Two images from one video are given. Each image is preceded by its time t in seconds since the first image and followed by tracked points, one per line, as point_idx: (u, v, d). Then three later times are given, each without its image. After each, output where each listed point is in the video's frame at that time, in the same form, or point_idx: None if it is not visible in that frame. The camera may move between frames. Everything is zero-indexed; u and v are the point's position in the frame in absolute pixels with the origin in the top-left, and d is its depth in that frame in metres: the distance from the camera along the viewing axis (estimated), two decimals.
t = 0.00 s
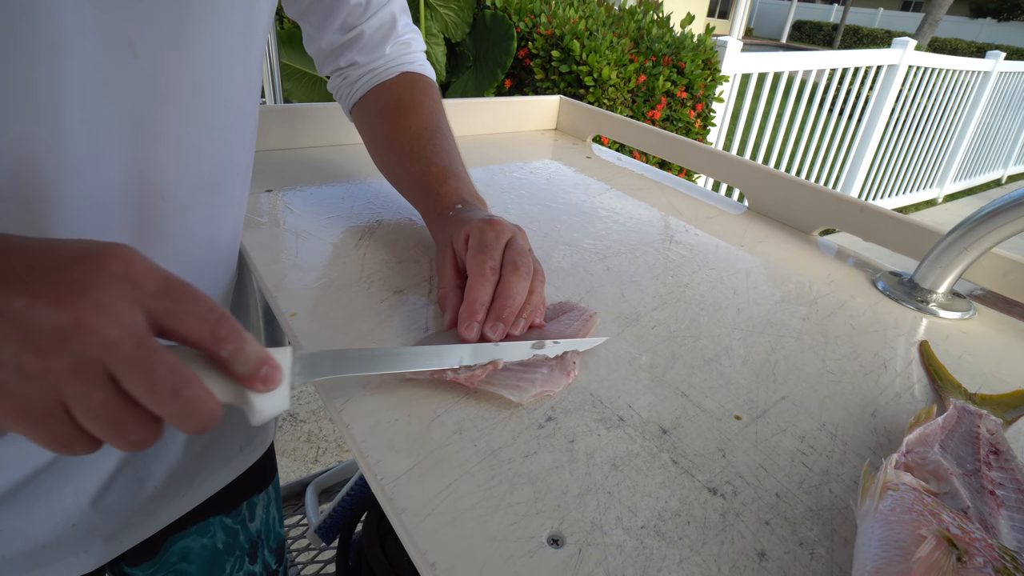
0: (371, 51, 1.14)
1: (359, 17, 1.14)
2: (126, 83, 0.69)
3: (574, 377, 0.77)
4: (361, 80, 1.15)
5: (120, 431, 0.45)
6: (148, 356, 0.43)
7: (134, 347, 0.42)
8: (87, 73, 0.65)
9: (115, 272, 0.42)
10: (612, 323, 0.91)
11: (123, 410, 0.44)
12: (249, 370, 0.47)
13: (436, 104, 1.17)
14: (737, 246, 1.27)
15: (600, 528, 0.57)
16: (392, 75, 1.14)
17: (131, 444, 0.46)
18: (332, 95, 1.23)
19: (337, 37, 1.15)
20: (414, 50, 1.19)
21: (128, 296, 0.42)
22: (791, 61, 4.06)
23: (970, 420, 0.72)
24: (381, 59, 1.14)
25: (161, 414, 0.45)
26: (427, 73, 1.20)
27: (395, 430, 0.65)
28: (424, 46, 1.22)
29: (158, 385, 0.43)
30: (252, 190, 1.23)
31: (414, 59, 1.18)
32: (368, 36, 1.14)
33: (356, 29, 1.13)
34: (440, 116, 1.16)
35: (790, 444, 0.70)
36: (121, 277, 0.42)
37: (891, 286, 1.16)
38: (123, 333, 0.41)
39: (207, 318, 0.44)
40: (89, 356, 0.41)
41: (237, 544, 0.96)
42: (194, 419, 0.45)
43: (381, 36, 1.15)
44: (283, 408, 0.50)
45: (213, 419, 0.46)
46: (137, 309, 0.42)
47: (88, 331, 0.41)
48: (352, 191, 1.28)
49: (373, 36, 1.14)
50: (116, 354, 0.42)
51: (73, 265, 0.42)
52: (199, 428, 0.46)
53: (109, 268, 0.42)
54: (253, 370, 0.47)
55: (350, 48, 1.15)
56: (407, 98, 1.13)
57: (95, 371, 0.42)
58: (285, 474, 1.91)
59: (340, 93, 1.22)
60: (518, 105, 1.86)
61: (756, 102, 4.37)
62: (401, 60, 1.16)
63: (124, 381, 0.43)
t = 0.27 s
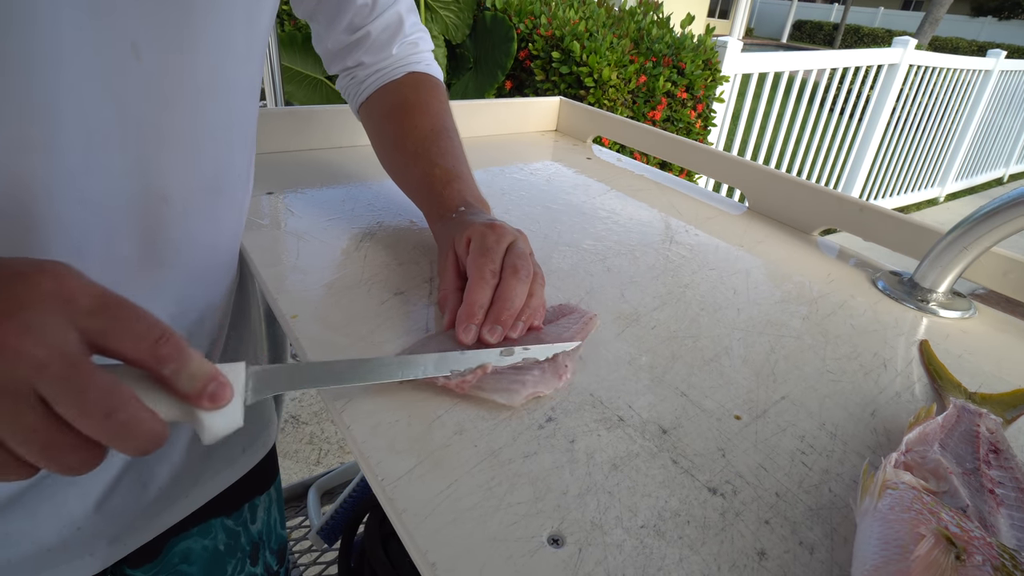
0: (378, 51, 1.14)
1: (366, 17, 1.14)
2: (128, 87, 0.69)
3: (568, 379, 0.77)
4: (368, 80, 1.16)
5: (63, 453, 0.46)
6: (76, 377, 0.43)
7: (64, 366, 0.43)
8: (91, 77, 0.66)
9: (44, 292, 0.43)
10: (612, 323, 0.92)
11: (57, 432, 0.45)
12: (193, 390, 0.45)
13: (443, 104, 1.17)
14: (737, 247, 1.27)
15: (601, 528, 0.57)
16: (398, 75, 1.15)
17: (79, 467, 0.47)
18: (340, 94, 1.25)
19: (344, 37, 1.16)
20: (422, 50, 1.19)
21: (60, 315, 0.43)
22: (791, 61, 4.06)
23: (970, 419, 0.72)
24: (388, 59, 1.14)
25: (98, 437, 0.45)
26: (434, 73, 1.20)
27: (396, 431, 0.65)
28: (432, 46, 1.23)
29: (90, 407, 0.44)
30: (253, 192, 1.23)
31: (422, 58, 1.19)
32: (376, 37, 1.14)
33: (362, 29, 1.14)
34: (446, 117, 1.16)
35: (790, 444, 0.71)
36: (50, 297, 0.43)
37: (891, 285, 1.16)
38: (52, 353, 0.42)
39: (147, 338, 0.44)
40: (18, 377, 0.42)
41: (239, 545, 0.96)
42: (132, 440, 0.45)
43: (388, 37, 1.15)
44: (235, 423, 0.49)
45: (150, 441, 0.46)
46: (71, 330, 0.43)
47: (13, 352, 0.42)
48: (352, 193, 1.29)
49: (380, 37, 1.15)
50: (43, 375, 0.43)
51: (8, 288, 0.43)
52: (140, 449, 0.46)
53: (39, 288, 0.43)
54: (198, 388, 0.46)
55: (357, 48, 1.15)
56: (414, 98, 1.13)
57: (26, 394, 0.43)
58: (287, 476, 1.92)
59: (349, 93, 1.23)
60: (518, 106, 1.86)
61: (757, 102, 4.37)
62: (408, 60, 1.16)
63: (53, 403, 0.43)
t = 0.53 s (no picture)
0: (382, 44, 1.15)
1: (369, 11, 1.14)
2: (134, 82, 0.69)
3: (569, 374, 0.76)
4: (373, 73, 1.16)
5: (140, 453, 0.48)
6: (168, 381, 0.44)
7: (153, 370, 0.44)
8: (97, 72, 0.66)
9: (133, 294, 0.42)
10: (614, 320, 0.92)
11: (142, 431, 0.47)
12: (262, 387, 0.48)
13: (448, 99, 1.17)
14: (740, 245, 1.27)
15: (603, 523, 0.57)
16: (402, 69, 1.15)
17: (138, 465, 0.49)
18: (345, 87, 1.25)
19: (347, 30, 1.16)
20: (427, 43, 1.20)
21: (149, 318, 0.42)
22: (794, 61, 4.06)
23: (974, 416, 0.71)
24: (392, 52, 1.15)
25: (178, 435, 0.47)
26: (439, 66, 1.20)
27: (398, 426, 0.65)
28: (437, 39, 1.23)
29: (178, 408, 0.45)
30: (256, 189, 1.23)
31: (426, 52, 1.19)
32: (379, 30, 1.15)
33: (366, 22, 1.14)
34: (451, 112, 1.16)
35: (793, 440, 0.70)
36: (140, 302, 0.42)
37: (894, 283, 1.16)
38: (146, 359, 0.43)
39: (227, 340, 0.44)
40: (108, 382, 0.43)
41: (242, 543, 0.96)
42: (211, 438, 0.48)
43: (392, 30, 1.16)
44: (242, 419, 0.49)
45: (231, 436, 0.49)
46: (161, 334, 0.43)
47: (110, 359, 0.42)
48: (355, 190, 1.29)
49: (383, 30, 1.15)
50: (137, 380, 0.43)
51: (90, 293, 0.42)
52: (218, 447, 0.49)
53: (128, 291, 0.42)
54: (266, 386, 0.48)
55: (361, 42, 1.16)
56: (419, 92, 1.13)
57: (115, 398, 0.44)
58: (289, 474, 1.92)
59: (353, 86, 1.23)
60: (520, 105, 1.86)
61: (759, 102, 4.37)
62: (413, 53, 1.16)
63: (144, 406, 0.45)
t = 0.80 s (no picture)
0: (392, 41, 1.15)
1: (378, 8, 1.14)
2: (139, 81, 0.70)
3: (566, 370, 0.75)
4: (381, 70, 1.17)
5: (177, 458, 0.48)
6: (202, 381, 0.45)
7: (188, 371, 0.44)
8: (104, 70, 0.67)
9: (161, 294, 0.43)
10: (616, 317, 0.92)
11: (180, 434, 0.47)
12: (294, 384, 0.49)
13: (455, 96, 1.17)
14: (742, 243, 1.27)
15: (604, 520, 0.57)
16: (409, 66, 1.15)
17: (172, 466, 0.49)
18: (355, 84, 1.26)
19: (357, 28, 1.17)
20: (436, 40, 1.19)
21: (177, 318, 0.43)
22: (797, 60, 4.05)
23: (976, 414, 0.71)
24: (401, 50, 1.15)
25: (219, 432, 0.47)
26: (448, 63, 1.20)
27: (399, 423, 0.65)
28: (446, 35, 1.23)
29: (213, 405, 0.45)
30: (258, 187, 1.24)
31: (435, 49, 1.19)
32: (388, 26, 1.15)
33: (375, 19, 1.15)
34: (458, 108, 1.16)
35: (795, 437, 0.70)
36: (167, 302, 0.43)
37: (897, 281, 1.16)
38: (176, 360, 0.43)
39: (253, 340, 0.46)
40: (140, 385, 0.43)
41: (240, 543, 0.96)
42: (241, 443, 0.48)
43: (402, 26, 1.15)
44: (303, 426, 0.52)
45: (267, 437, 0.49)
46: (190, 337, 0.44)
47: (145, 359, 0.42)
48: (358, 189, 1.29)
49: (392, 26, 1.15)
50: (172, 379, 0.43)
51: (119, 290, 0.42)
52: (253, 444, 0.49)
53: (157, 291, 0.43)
54: (294, 385, 0.49)
55: (370, 39, 1.16)
56: (426, 89, 1.14)
57: (153, 399, 0.44)
58: (291, 472, 1.92)
59: (363, 84, 1.24)
60: (522, 103, 1.86)
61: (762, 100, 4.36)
62: (421, 50, 1.16)
63: (184, 405, 0.45)
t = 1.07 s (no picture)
0: (391, 36, 1.15)
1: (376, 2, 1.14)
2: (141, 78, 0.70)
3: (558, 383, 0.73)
4: (381, 65, 1.17)
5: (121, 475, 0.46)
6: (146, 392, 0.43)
7: (130, 379, 0.43)
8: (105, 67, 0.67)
9: (99, 303, 0.42)
10: (617, 312, 0.91)
11: (121, 449, 0.45)
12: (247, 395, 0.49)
13: (456, 90, 1.16)
14: (743, 238, 1.26)
15: (605, 513, 0.57)
16: (409, 60, 1.15)
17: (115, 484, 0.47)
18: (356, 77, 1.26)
19: (356, 23, 1.17)
20: (436, 34, 1.19)
21: (117, 326, 0.43)
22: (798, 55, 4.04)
23: (978, 407, 0.71)
24: (400, 43, 1.15)
25: (163, 447, 0.46)
26: (448, 57, 1.20)
27: (399, 418, 0.65)
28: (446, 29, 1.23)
29: (158, 416, 0.44)
30: (257, 183, 1.23)
31: (435, 42, 1.18)
32: (387, 21, 1.15)
33: (374, 14, 1.14)
34: (458, 102, 1.16)
35: (796, 431, 0.70)
36: (108, 310, 0.42)
37: (898, 276, 1.15)
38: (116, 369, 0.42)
39: (201, 350, 0.46)
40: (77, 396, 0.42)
41: (245, 534, 0.96)
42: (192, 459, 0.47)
43: (400, 21, 1.15)
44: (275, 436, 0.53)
45: (218, 452, 0.48)
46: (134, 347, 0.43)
47: (79, 368, 0.41)
48: (358, 185, 1.29)
49: (391, 21, 1.15)
50: (110, 391, 0.42)
51: (57, 298, 0.42)
52: (203, 460, 0.48)
53: (95, 300, 0.42)
54: (247, 396, 0.49)
55: (369, 33, 1.16)
56: (427, 83, 1.13)
57: (92, 410, 0.43)
58: (293, 469, 1.92)
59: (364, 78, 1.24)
60: (523, 99, 1.86)
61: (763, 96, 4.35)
62: (421, 44, 1.16)
63: (124, 417, 0.43)
